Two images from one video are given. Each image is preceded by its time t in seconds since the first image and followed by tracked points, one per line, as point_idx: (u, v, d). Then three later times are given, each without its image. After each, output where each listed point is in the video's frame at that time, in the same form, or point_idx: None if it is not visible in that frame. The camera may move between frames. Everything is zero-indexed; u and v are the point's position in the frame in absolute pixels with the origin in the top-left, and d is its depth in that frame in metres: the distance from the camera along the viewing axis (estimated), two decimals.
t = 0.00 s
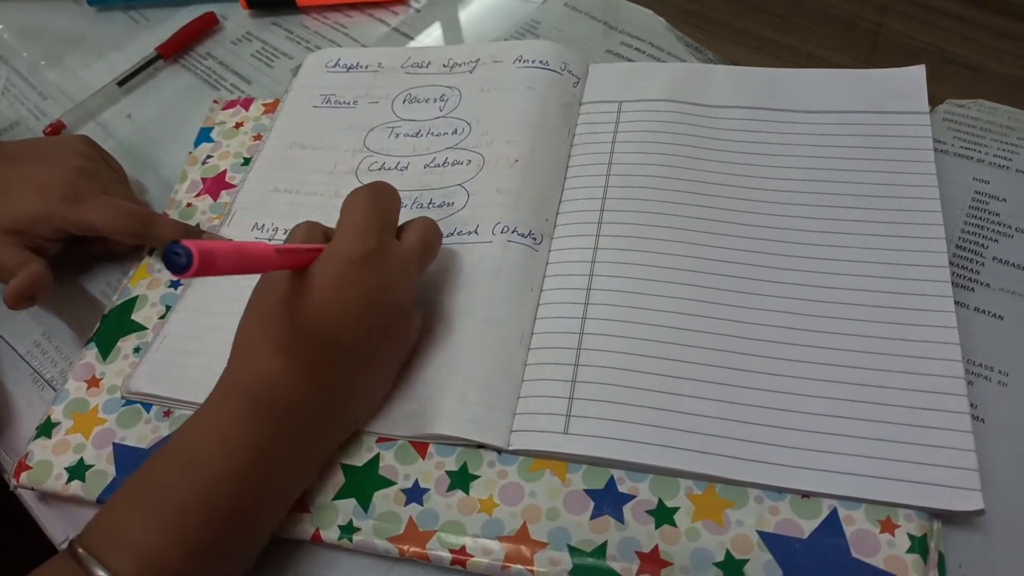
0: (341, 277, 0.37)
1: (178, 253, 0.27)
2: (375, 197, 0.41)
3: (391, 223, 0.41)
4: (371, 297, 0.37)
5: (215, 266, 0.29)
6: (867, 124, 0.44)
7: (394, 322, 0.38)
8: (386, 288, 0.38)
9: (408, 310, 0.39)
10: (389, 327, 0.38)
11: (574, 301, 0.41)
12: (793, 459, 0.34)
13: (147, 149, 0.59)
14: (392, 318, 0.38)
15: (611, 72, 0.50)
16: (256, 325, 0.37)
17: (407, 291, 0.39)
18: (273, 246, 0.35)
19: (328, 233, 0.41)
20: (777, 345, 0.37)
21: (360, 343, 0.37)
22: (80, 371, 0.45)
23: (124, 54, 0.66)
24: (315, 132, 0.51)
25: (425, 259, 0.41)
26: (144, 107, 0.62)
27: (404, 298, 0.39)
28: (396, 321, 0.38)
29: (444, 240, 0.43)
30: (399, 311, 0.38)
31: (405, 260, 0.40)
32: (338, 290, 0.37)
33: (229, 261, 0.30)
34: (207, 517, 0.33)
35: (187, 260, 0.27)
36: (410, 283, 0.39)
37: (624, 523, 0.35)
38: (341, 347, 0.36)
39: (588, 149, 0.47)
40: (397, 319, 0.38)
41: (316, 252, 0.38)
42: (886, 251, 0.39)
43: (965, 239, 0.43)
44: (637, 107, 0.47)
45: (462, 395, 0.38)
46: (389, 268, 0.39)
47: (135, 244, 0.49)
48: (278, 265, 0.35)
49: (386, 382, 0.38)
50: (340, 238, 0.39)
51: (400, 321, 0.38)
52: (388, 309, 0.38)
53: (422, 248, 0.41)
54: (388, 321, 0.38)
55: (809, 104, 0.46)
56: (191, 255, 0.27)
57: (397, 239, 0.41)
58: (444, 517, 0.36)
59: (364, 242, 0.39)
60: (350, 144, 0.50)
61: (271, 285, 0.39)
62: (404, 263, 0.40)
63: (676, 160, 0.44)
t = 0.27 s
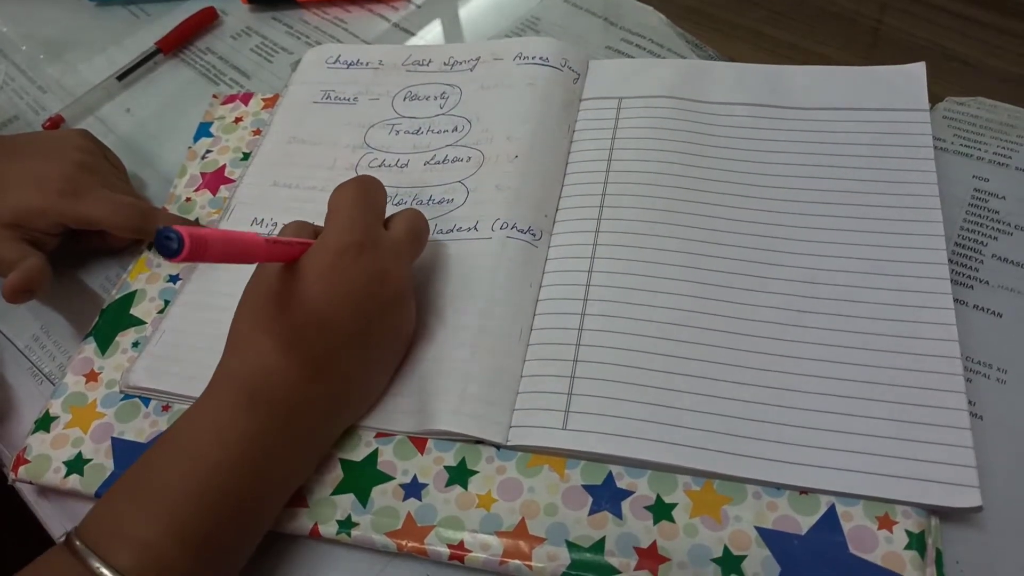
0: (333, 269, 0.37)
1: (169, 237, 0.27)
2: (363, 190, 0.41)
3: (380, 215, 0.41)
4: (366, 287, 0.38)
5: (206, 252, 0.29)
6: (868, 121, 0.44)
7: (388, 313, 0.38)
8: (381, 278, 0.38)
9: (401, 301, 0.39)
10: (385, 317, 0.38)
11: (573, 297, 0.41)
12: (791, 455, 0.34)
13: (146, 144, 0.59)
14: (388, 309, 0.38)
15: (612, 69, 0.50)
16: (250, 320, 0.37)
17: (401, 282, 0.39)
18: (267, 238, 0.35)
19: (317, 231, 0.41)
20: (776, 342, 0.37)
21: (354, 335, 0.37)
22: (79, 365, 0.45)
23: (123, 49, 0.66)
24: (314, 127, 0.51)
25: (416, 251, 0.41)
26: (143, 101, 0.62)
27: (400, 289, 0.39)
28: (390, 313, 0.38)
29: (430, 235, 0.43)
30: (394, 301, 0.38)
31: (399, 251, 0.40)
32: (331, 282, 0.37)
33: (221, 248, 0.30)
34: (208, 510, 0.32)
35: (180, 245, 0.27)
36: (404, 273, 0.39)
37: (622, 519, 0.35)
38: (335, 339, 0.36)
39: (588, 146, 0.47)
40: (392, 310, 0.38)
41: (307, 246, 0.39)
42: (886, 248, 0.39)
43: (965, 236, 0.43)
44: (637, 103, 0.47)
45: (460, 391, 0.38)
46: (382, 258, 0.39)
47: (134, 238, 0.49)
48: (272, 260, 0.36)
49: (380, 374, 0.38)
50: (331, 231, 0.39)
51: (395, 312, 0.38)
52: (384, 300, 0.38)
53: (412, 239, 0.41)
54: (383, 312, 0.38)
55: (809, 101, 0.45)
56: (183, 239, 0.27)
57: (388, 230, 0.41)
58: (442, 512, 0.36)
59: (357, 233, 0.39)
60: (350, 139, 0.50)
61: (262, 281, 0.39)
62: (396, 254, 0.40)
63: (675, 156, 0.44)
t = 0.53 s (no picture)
0: (335, 267, 0.37)
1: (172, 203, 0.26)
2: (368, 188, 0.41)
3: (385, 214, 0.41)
4: (368, 288, 0.38)
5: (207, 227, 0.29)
6: (869, 120, 0.44)
7: (390, 314, 0.38)
8: (384, 279, 0.38)
9: (404, 301, 0.39)
10: (387, 318, 0.38)
11: (574, 295, 0.41)
12: (791, 453, 0.34)
13: (148, 142, 0.59)
14: (391, 309, 0.38)
15: (613, 68, 0.50)
16: (252, 320, 0.37)
17: (403, 281, 0.39)
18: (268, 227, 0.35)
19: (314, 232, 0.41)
20: (776, 340, 0.37)
21: (356, 335, 0.37)
22: (81, 362, 0.45)
23: (125, 47, 0.66)
24: (316, 126, 0.51)
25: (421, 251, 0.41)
26: (146, 100, 0.62)
27: (402, 289, 0.39)
28: (392, 312, 0.38)
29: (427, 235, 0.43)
30: (396, 302, 0.38)
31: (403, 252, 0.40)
32: (333, 280, 0.37)
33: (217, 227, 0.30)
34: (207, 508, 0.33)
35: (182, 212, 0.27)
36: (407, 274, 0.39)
37: (622, 517, 0.35)
38: (336, 339, 0.37)
39: (588, 144, 0.47)
40: (395, 310, 0.38)
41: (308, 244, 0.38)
42: (886, 247, 0.39)
43: (965, 236, 0.43)
44: (638, 102, 0.48)
45: (460, 389, 0.38)
46: (385, 258, 0.39)
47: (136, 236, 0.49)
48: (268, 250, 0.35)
49: (382, 374, 0.38)
50: (335, 229, 0.39)
51: (397, 312, 0.38)
52: (386, 300, 0.38)
53: (411, 239, 0.41)
54: (385, 312, 0.38)
55: (809, 101, 0.46)
56: (184, 208, 0.27)
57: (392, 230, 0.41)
58: (443, 509, 0.36)
59: (361, 233, 0.39)
60: (351, 138, 0.50)
61: (266, 280, 0.39)
62: (397, 254, 0.40)
63: (676, 155, 0.44)
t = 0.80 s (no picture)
0: (337, 269, 0.37)
1: (165, 225, 0.27)
2: (374, 190, 0.41)
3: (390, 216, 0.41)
4: (370, 289, 0.37)
5: (200, 243, 0.29)
6: (870, 120, 0.44)
7: (392, 315, 0.38)
8: (386, 280, 0.38)
9: (406, 302, 0.39)
10: (388, 320, 0.38)
11: (575, 294, 0.41)
12: (792, 453, 0.34)
13: (150, 140, 0.59)
14: (392, 310, 0.38)
15: (614, 67, 0.50)
16: (253, 319, 0.37)
17: (406, 282, 0.39)
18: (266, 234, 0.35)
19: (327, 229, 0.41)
20: (777, 340, 0.37)
21: (356, 335, 0.37)
22: (82, 361, 0.45)
23: (127, 46, 0.66)
24: (317, 125, 0.51)
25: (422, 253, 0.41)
26: (147, 98, 0.62)
27: (404, 291, 0.39)
28: (393, 313, 0.38)
29: (438, 235, 0.43)
30: (398, 304, 0.38)
31: (405, 254, 0.40)
32: (335, 282, 0.37)
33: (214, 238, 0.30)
34: (207, 508, 0.33)
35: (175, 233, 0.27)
36: (409, 276, 0.39)
37: (623, 516, 0.35)
38: (337, 338, 0.37)
39: (590, 144, 0.47)
40: (396, 312, 0.38)
41: (311, 247, 0.39)
42: (886, 247, 0.39)
43: (967, 236, 0.43)
44: (640, 101, 0.48)
45: (461, 389, 0.38)
46: (388, 260, 0.39)
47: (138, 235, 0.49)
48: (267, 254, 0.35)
49: (381, 373, 0.38)
50: (339, 230, 0.39)
51: (398, 313, 0.38)
52: (388, 302, 0.38)
53: (420, 242, 0.41)
54: (386, 312, 0.38)
55: (811, 100, 0.46)
56: (178, 228, 0.28)
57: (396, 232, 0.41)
58: (444, 508, 0.36)
59: (365, 235, 0.39)
60: (353, 137, 0.50)
61: (267, 279, 0.39)
62: (401, 254, 0.40)
63: (677, 155, 0.44)
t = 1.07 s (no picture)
0: (341, 270, 0.37)
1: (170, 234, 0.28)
2: (385, 192, 0.41)
3: (399, 217, 0.41)
4: (376, 290, 0.37)
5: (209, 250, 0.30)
6: (880, 122, 0.44)
7: (398, 317, 0.38)
8: (392, 282, 0.38)
9: (412, 303, 0.39)
10: (394, 321, 0.38)
11: (583, 295, 0.41)
12: (800, 455, 0.34)
13: (158, 139, 0.59)
14: (398, 312, 0.38)
15: (623, 68, 0.50)
16: (260, 319, 0.37)
17: (412, 284, 0.39)
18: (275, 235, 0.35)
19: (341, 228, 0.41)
20: (786, 342, 0.37)
21: (360, 335, 0.37)
22: (91, 358, 0.45)
23: (135, 44, 0.66)
24: (326, 124, 0.51)
25: (432, 255, 0.41)
26: (156, 96, 0.62)
27: (411, 292, 0.39)
28: (398, 314, 0.38)
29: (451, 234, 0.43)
30: (404, 305, 0.38)
31: (414, 255, 0.40)
32: (339, 283, 0.37)
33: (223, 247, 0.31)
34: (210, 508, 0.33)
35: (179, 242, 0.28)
36: (416, 277, 0.39)
37: (631, 517, 0.35)
38: (340, 340, 0.36)
39: (598, 145, 0.47)
40: (402, 313, 0.38)
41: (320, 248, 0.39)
42: (896, 250, 0.39)
43: (976, 239, 0.43)
44: (649, 103, 0.48)
45: (469, 388, 0.38)
46: (395, 262, 0.39)
47: (147, 233, 0.50)
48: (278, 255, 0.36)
49: (386, 374, 0.38)
50: (349, 232, 0.39)
51: (404, 314, 0.38)
52: (394, 303, 0.38)
53: (429, 244, 0.41)
54: (391, 313, 0.38)
55: (820, 103, 0.46)
56: (183, 236, 0.28)
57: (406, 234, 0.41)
58: (452, 508, 0.36)
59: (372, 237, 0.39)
60: (362, 137, 0.50)
61: (277, 280, 0.39)
62: (408, 256, 0.40)
63: (686, 157, 0.44)
